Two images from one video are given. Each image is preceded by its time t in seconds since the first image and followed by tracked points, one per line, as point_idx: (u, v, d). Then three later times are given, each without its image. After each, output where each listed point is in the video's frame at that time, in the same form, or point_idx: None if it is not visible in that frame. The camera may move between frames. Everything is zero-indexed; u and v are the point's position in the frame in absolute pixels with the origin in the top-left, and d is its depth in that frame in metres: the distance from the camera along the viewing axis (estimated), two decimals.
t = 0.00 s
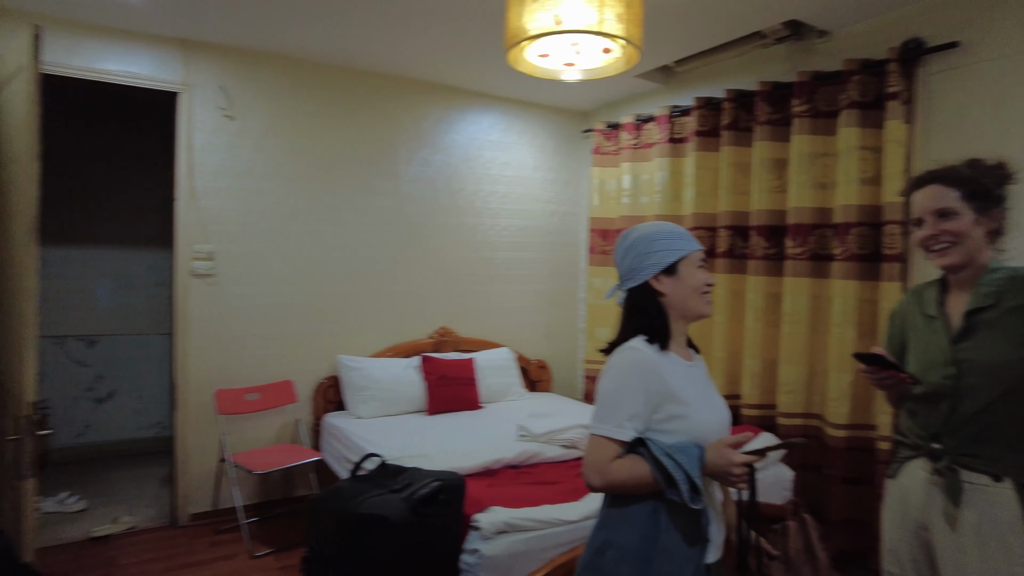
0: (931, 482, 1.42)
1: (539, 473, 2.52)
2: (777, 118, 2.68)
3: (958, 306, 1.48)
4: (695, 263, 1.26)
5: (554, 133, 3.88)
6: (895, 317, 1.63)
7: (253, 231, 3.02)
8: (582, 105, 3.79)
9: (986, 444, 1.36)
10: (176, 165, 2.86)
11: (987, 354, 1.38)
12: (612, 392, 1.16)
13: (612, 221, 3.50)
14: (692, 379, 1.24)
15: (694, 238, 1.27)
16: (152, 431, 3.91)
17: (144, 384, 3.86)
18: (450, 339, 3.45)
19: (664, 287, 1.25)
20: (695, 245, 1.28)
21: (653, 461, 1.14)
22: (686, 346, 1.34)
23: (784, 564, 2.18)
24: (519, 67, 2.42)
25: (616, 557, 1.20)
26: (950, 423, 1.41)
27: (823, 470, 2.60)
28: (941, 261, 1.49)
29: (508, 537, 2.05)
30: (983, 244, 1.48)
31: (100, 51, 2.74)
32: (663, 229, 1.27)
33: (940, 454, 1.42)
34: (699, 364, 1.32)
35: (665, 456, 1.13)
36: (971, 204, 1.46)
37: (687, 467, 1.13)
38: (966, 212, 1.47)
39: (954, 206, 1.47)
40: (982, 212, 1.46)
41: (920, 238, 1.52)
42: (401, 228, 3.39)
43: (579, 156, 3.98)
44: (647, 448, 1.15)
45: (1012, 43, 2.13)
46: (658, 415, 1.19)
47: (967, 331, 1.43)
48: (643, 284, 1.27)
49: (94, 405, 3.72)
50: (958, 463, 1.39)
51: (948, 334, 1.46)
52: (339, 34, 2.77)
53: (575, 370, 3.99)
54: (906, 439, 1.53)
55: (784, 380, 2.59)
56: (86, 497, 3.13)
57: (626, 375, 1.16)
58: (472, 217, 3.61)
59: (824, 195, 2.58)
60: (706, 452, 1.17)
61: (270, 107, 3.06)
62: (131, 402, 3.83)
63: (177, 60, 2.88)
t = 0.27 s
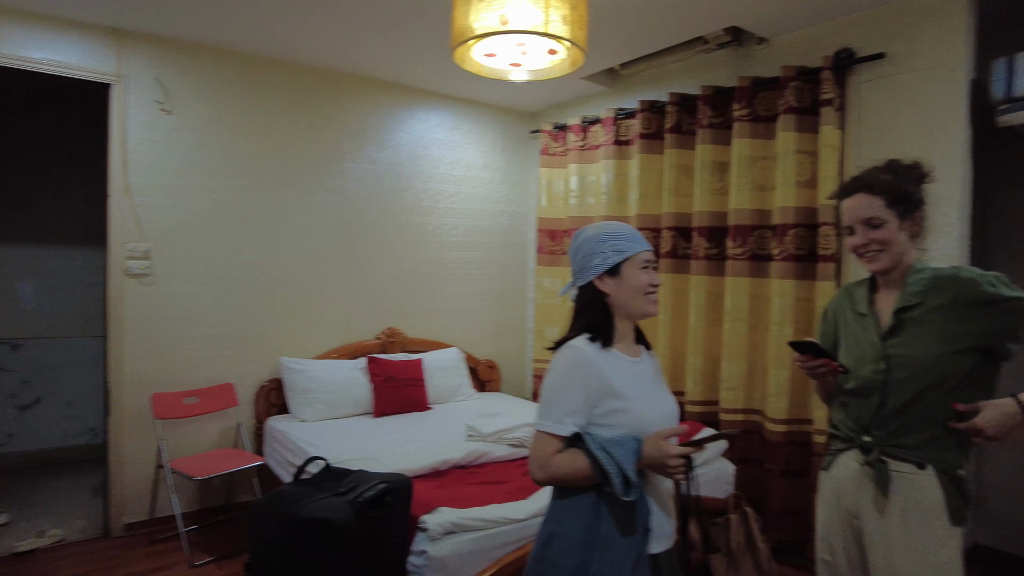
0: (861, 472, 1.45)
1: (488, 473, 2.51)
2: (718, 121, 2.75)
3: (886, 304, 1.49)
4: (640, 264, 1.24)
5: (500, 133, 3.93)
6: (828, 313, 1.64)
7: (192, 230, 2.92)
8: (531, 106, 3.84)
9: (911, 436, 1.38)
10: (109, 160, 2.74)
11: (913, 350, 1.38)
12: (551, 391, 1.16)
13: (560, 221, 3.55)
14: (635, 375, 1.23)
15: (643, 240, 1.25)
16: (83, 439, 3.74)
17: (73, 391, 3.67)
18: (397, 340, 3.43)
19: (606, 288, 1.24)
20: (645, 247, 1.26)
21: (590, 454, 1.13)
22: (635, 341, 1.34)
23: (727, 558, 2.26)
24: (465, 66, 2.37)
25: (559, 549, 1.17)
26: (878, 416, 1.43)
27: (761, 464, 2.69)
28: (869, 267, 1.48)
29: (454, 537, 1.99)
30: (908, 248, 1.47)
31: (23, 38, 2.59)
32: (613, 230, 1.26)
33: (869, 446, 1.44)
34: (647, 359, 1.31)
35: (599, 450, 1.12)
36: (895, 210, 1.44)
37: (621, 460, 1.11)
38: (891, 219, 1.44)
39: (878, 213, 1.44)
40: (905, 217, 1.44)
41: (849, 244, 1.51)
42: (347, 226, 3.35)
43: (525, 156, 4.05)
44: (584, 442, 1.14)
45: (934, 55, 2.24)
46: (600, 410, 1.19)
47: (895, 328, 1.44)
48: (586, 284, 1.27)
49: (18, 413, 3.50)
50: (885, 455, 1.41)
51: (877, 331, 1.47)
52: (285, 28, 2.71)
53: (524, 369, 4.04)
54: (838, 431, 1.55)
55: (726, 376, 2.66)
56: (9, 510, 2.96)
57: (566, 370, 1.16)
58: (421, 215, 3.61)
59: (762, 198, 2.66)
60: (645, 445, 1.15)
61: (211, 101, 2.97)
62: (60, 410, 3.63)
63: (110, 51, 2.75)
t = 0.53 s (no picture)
0: (812, 465, 1.45)
1: (446, 473, 2.51)
2: (673, 124, 2.80)
3: (834, 303, 1.50)
4: (586, 266, 1.24)
5: (460, 133, 3.93)
6: (778, 310, 1.64)
7: (141, 229, 2.83)
8: (490, 106, 3.86)
9: (860, 428, 1.40)
10: (50, 156, 2.63)
11: (862, 346, 1.40)
12: (493, 390, 1.18)
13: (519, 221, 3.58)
14: (581, 372, 1.24)
15: (589, 242, 1.25)
16: (23, 446, 3.59)
17: (12, 395, 3.53)
18: (353, 342, 3.38)
19: (551, 288, 1.25)
20: (591, 249, 1.26)
21: (528, 451, 1.14)
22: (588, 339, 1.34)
23: (683, 554, 2.33)
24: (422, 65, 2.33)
25: (503, 543, 1.16)
26: (829, 409, 1.43)
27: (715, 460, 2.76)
28: (815, 268, 1.49)
29: (413, 538, 1.97)
30: (852, 248, 1.48)
31: None
32: (560, 232, 1.26)
33: (821, 439, 1.44)
34: (598, 357, 1.32)
35: (536, 447, 1.13)
36: (837, 212, 1.44)
37: (557, 458, 1.12)
38: (833, 220, 1.44)
39: (819, 214, 1.45)
40: (847, 218, 1.45)
41: (795, 246, 1.52)
42: (303, 226, 3.31)
43: (485, 157, 4.07)
44: (523, 440, 1.15)
45: (877, 63, 2.33)
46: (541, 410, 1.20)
47: (844, 325, 1.45)
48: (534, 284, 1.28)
49: None
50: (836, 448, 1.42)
51: (826, 328, 1.47)
52: (239, 23, 2.66)
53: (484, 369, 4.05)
54: (789, 426, 1.55)
55: (680, 374, 2.72)
56: None
57: (506, 369, 1.18)
58: (378, 215, 3.59)
59: (715, 199, 2.72)
60: (583, 441, 1.15)
61: (160, 96, 2.88)
62: None
63: (50, 42, 2.63)
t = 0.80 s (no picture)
0: (775, 462, 1.46)
1: (413, 475, 2.49)
2: (639, 126, 2.84)
3: (795, 302, 1.51)
4: (535, 266, 1.25)
5: (429, 133, 3.92)
6: (739, 307, 1.65)
7: (98, 227, 2.76)
8: (458, 105, 3.86)
9: (820, 426, 1.41)
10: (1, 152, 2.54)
11: (821, 346, 1.41)
12: (437, 389, 1.19)
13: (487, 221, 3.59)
14: (528, 372, 1.22)
15: (539, 243, 1.26)
16: None
17: None
18: (319, 342, 3.36)
19: (504, 288, 1.26)
20: (542, 250, 1.26)
21: (468, 452, 1.15)
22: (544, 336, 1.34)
23: (650, 550, 2.36)
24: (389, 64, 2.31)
25: (440, 541, 1.16)
26: (790, 407, 1.45)
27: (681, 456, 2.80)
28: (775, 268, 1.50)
29: (381, 540, 1.95)
30: (812, 247, 1.49)
31: None
32: (511, 232, 1.27)
33: (782, 437, 1.45)
34: (552, 356, 1.29)
35: (474, 448, 1.13)
36: (794, 212, 1.46)
37: (493, 460, 1.12)
38: (791, 220, 1.46)
39: (778, 215, 1.46)
40: (804, 219, 1.46)
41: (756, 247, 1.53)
42: (268, 225, 3.26)
43: (454, 156, 4.07)
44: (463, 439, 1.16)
45: (836, 68, 2.39)
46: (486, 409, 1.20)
47: (804, 325, 1.45)
48: (489, 284, 1.29)
49: None
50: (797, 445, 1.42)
51: (786, 328, 1.48)
52: (203, 18, 2.61)
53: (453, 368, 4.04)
54: (752, 421, 1.56)
55: (647, 372, 2.75)
56: None
57: (449, 369, 1.18)
58: (344, 214, 3.55)
59: (680, 200, 2.76)
60: (524, 443, 1.15)
61: (119, 91, 2.81)
62: None
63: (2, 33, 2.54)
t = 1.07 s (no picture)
0: (743, 459, 1.47)
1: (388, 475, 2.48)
2: (614, 127, 2.87)
3: (760, 302, 1.53)
4: (489, 276, 1.25)
5: (404, 131, 3.91)
6: (705, 306, 1.68)
7: (65, 225, 2.69)
8: (434, 104, 3.85)
9: (785, 423, 1.43)
10: None
11: (784, 346, 1.43)
12: (387, 389, 1.20)
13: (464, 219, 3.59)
14: (479, 372, 1.25)
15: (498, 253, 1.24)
16: None
17: None
18: (293, 342, 3.33)
19: (453, 290, 1.27)
20: (500, 261, 1.25)
21: (418, 455, 1.16)
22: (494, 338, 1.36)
23: (625, 547, 2.39)
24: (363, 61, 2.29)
25: (391, 542, 1.21)
26: (756, 406, 1.47)
27: (655, 454, 2.83)
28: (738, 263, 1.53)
29: (356, 541, 1.93)
30: (777, 246, 1.52)
31: None
32: (473, 235, 1.25)
33: (749, 437, 1.47)
34: (504, 356, 1.32)
35: (424, 451, 1.15)
36: (762, 210, 1.49)
37: (443, 464, 1.13)
38: (757, 216, 1.49)
39: (746, 210, 1.50)
40: (772, 217, 1.49)
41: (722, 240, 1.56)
42: (241, 223, 3.22)
43: (430, 155, 4.07)
44: (413, 441, 1.17)
45: (806, 71, 2.43)
46: (437, 409, 1.22)
47: (768, 326, 1.47)
48: (445, 284, 1.30)
49: None
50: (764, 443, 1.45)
51: (751, 329, 1.50)
52: (174, 12, 2.56)
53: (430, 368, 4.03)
54: (722, 420, 1.58)
55: (621, 371, 2.78)
56: None
57: (399, 371, 1.19)
58: (319, 212, 3.53)
59: (654, 201, 2.79)
60: (475, 444, 1.18)
61: (86, 86, 2.75)
62: None
63: None
